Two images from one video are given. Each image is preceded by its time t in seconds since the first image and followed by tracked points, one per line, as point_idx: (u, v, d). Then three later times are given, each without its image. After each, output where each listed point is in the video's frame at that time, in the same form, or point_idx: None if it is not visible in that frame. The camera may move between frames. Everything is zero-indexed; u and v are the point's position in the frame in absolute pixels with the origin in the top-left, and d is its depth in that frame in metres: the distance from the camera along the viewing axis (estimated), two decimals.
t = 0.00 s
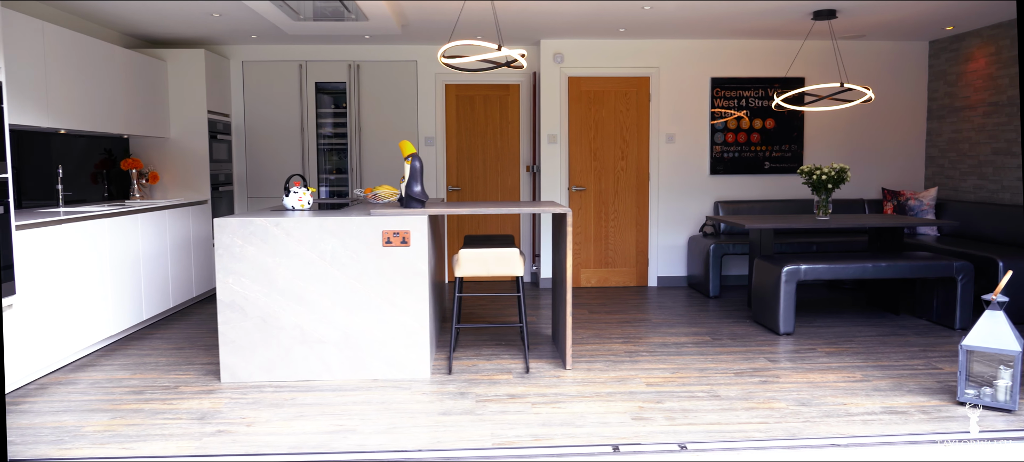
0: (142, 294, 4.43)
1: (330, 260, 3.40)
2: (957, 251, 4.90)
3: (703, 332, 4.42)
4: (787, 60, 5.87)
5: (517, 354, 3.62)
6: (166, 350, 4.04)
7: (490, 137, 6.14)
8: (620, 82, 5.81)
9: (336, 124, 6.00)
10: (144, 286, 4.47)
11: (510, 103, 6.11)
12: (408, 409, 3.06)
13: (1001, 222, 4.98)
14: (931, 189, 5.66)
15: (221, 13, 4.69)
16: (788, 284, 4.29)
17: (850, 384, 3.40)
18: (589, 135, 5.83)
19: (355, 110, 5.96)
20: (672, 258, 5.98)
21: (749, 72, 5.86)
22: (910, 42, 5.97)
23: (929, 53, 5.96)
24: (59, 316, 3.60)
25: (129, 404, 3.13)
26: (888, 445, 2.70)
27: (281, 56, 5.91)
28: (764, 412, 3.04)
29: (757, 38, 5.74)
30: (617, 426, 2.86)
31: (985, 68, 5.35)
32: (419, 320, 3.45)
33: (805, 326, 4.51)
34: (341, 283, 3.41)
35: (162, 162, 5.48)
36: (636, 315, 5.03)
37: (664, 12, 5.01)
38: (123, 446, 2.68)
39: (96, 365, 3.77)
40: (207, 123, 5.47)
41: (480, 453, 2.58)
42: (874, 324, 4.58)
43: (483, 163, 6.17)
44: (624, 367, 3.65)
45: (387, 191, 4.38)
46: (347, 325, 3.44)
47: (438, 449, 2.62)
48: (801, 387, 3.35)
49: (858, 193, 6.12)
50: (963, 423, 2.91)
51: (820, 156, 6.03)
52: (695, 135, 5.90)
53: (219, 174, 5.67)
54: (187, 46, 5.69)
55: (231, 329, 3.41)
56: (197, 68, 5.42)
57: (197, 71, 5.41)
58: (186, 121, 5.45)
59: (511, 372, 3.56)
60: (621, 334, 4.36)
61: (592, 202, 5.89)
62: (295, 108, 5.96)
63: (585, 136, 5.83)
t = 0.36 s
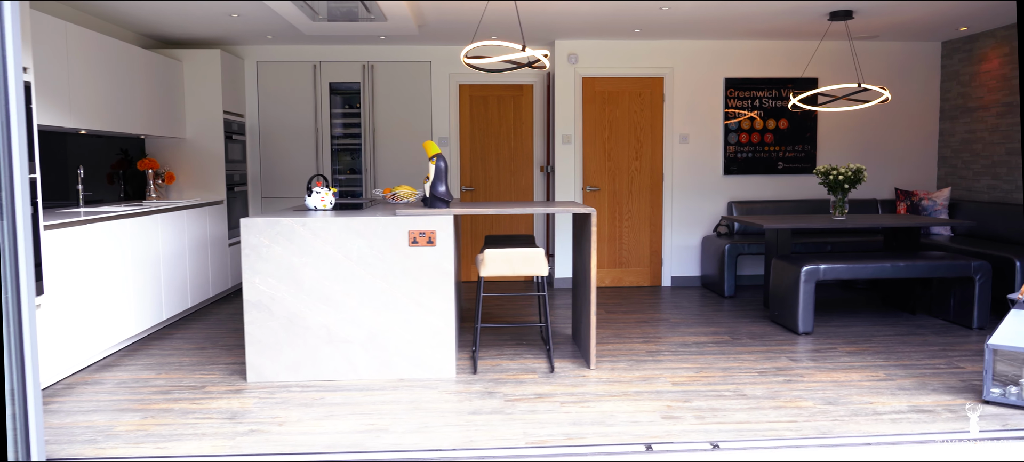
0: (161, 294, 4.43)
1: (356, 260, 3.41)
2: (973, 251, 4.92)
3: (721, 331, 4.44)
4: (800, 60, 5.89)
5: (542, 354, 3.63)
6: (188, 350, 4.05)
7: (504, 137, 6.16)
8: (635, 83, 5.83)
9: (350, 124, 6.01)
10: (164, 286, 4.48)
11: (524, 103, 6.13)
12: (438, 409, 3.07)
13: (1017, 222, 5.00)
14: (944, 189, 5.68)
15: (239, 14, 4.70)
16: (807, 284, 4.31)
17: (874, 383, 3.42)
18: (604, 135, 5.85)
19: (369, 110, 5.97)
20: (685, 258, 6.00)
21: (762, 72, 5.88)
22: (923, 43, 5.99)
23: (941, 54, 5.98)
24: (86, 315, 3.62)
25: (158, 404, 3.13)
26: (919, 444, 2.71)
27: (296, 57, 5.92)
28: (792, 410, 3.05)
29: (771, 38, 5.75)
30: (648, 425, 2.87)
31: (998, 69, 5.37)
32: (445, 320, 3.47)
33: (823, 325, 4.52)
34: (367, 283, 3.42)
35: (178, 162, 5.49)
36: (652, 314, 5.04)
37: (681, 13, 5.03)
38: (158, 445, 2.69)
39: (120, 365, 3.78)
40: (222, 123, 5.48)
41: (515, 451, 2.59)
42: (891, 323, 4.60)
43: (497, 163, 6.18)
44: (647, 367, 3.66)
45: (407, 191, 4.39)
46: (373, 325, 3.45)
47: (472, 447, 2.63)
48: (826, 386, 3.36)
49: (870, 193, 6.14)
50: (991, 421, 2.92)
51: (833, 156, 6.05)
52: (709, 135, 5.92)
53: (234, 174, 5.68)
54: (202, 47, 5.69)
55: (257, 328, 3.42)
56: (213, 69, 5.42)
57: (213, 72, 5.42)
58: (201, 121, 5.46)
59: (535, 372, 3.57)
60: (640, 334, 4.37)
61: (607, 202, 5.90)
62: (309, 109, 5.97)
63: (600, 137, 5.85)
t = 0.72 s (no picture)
0: (179, 294, 4.44)
1: (379, 260, 3.42)
2: (986, 251, 4.93)
3: (737, 331, 4.45)
4: (811, 61, 5.91)
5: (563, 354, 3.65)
6: (207, 350, 4.06)
7: (515, 138, 6.17)
8: (647, 83, 5.84)
9: (363, 124, 6.02)
10: (181, 286, 4.49)
11: (536, 103, 6.15)
12: (464, 408, 3.08)
13: None
14: (955, 190, 5.70)
15: (255, 14, 4.72)
16: (823, 283, 4.33)
17: (894, 381, 3.43)
18: (616, 135, 5.87)
19: (381, 110, 5.98)
20: (697, 258, 6.02)
21: (773, 73, 5.90)
22: (933, 43, 6.01)
23: (951, 54, 6.00)
24: (107, 316, 3.63)
25: (183, 404, 3.14)
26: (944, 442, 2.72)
27: (308, 58, 5.93)
28: (816, 409, 3.07)
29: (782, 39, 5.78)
30: (673, 423, 2.88)
31: (1010, 69, 5.37)
32: (467, 319, 3.48)
33: (839, 325, 4.54)
34: (390, 282, 3.43)
35: (192, 163, 5.50)
36: (666, 314, 5.06)
37: (694, 14, 5.05)
38: (187, 444, 2.70)
39: (140, 365, 3.78)
40: (236, 123, 5.49)
41: (544, 450, 2.60)
42: (906, 323, 4.62)
43: (509, 163, 6.19)
44: (667, 366, 3.68)
45: (423, 192, 4.39)
46: (395, 325, 3.46)
47: (501, 446, 2.65)
48: (847, 385, 3.38)
49: (881, 193, 6.15)
50: (1014, 420, 2.93)
51: (844, 157, 6.07)
52: (721, 136, 5.94)
53: (247, 174, 5.70)
54: (215, 47, 5.70)
55: (280, 328, 3.43)
56: (227, 69, 5.43)
57: (227, 72, 5.43)
58: (216, 122, 5.47)
59: (557, 371, 3.58)
60: (657, 334, 4.38)
61: (619, 202, 5.92)
62: (322, 109, 5.98)
63: (612, 137, 5.87)
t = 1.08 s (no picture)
0: (198, 294, 4.45)
1: (404, 260, 3.43)
2: (1001, 250, 4.95)
3: (756, 331, 4.46)
4: (824, 61, 5.93)
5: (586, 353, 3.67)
6: (228, 350, 4.07)
7: (529, 138, 6.19)
8: (660, 84, 5.86)
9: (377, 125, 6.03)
10: (201, 286, 4.50)
11: (549, 104, 6.16)
12: (493, 407, 3.09)
13: None
14: (968, 190, 5.72)
15: (273, 15, 4.73)
16: (841, 283, 4.34)
17: (917, 380, 3.45)
18: (629, 136, 5.89)
19: (395, 111, 5.99)
20: (710, 258, 6.04)
21: (786, 73, 5.91)
22: (945, 44, 6.03)
23: (964, 55, 6.02)
24: (132, 315, 3.64)
25: (212, 403, 3.15)
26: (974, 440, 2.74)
27: (323, 58, 5.94)
28: (842, 408, 3.08)
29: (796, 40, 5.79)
30: (703, 422, 2.90)
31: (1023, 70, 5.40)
32: (492, 319, 3.50)
33: (856, 325, 4.56)
34: (415, 282, 3.45)
35: (207, 163, 5.51)
36: (682, 314, 5.07)
37: (710, 15, 5.06)
38: (220, 443, 2.71)
39: (164, 365, 3.79)
40: (251, 124, 5.50)
41: (577, 448, 2.61)
42: (923, 323, 4.64)
43: (521, 163, 6.21)
44: (690, 365, 3.70)
45: (442, 192, 4.40)
46: (420, 324, 3.47)
47: (534, 445, 2.66)
48: (871, 384, 3.40)
49: (893, 193, 6.17)
50: None
51: (856, 157, 6.08)
52: (734, 136, 5.96)
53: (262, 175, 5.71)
54: (230, 47, 5.71)
55: (306, 328, 3.44)
56: (242, 70, 5.45)
57: (243, 73, 5.44)
58: (231, 122, 5.48)
59: (581, 371, 3.60)
60: (676, 334, 4.39)
61: (632, 202, 5.95)
62: (336, 109, 5.99)
63: (625, 138, 5.89)
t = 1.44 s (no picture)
0: (218, 295, 4.45)
1: (430, 260, 3.44)
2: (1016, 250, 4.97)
3: (774, 331, 4.48)
4: (836, 62, 5.95)
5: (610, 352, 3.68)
6: (250, 350, 4.07)
7: (542, 139, 6.20)
8: (674, 84, 5.87)
9: (390, 125, 6.04)
10: (220, 286, 4.50)
11: (562, 105, 6.18)
12: (521, 406, 3.10)
13: None
14: (981, 190, 5.74)
15: (291, 15, 4.74)
16: (859, 283, 4.36)
17: (940, 379, 3.47)
18: (643, 136, 5.90)
19: (409, 111, 6.00)
20: (723, 258, 6.05)
21: (799, 74, 5.93)
22: (957, 45, 6.05)
23: (976, 56, 6.04)
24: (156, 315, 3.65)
25: (240, 403, 3.16)
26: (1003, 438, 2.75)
27: (337, 58, 5.95)
28: (869, 407, 3.10)
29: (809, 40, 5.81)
30: (732, 421, 2.91)
31: None
32: (517, 319, 3.51)
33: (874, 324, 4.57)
34: (440, 282, 3.45)
35: (223, 163, 5.51)
36: (698, 314, 5.09)
37: (726, 16, 5.08)
38: (253, 442, 2.71)
39: (187, 365, 3.80)
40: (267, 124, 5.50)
41: (610, 447, 2.62)
42: (940, 322, 4.66)
43: (535, 164, 6.21)
44: (713, 365, 3.71)
45: (461, 192, 4.40)
46: (445, 324, 3.48)
47: (567, 444, 2.67)
48: (895, 383, 3.41)
49: (905, 193, 6.19)
50: None
51: (868, 157, 6.10)
52: (747, 136, 5.97)
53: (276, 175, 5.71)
54: (244, 48, 5.71)
55: (331, 328, 3.45)
56: (257, 70, 5.45)
57: (258, 73, 5.45)
58: (246, 122, 5.48)
59: (605, 370, 3.61)
60: (695, 334, 4.40)
61: (645, 202, 5.96)
62: (350, 109, 6.00)
63: (639, 138, 5.90)
